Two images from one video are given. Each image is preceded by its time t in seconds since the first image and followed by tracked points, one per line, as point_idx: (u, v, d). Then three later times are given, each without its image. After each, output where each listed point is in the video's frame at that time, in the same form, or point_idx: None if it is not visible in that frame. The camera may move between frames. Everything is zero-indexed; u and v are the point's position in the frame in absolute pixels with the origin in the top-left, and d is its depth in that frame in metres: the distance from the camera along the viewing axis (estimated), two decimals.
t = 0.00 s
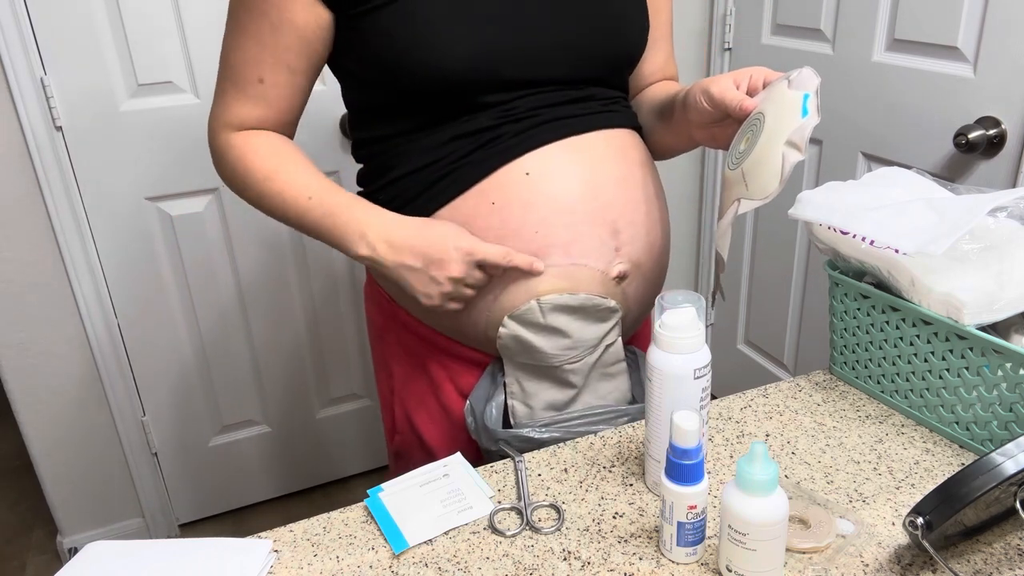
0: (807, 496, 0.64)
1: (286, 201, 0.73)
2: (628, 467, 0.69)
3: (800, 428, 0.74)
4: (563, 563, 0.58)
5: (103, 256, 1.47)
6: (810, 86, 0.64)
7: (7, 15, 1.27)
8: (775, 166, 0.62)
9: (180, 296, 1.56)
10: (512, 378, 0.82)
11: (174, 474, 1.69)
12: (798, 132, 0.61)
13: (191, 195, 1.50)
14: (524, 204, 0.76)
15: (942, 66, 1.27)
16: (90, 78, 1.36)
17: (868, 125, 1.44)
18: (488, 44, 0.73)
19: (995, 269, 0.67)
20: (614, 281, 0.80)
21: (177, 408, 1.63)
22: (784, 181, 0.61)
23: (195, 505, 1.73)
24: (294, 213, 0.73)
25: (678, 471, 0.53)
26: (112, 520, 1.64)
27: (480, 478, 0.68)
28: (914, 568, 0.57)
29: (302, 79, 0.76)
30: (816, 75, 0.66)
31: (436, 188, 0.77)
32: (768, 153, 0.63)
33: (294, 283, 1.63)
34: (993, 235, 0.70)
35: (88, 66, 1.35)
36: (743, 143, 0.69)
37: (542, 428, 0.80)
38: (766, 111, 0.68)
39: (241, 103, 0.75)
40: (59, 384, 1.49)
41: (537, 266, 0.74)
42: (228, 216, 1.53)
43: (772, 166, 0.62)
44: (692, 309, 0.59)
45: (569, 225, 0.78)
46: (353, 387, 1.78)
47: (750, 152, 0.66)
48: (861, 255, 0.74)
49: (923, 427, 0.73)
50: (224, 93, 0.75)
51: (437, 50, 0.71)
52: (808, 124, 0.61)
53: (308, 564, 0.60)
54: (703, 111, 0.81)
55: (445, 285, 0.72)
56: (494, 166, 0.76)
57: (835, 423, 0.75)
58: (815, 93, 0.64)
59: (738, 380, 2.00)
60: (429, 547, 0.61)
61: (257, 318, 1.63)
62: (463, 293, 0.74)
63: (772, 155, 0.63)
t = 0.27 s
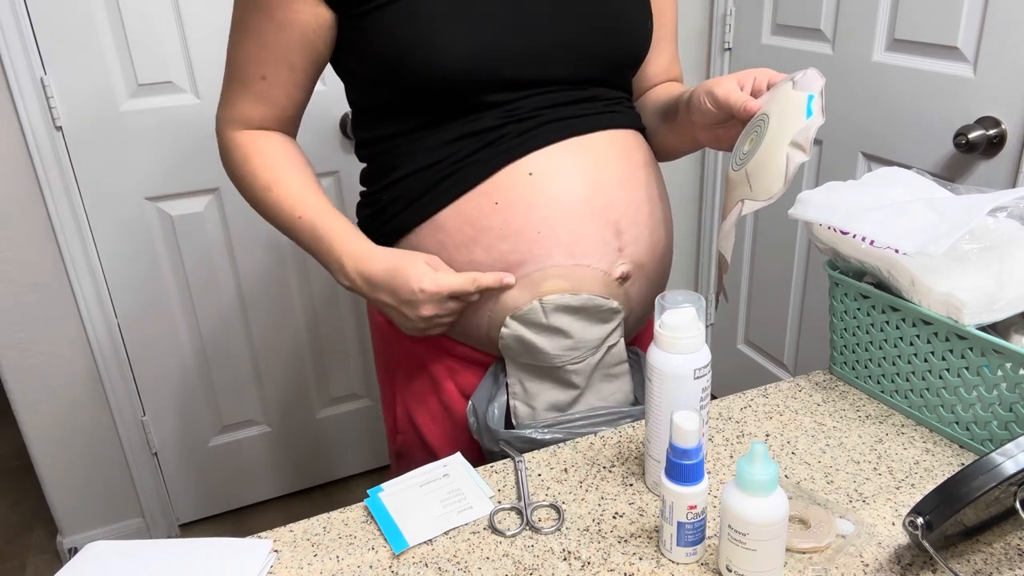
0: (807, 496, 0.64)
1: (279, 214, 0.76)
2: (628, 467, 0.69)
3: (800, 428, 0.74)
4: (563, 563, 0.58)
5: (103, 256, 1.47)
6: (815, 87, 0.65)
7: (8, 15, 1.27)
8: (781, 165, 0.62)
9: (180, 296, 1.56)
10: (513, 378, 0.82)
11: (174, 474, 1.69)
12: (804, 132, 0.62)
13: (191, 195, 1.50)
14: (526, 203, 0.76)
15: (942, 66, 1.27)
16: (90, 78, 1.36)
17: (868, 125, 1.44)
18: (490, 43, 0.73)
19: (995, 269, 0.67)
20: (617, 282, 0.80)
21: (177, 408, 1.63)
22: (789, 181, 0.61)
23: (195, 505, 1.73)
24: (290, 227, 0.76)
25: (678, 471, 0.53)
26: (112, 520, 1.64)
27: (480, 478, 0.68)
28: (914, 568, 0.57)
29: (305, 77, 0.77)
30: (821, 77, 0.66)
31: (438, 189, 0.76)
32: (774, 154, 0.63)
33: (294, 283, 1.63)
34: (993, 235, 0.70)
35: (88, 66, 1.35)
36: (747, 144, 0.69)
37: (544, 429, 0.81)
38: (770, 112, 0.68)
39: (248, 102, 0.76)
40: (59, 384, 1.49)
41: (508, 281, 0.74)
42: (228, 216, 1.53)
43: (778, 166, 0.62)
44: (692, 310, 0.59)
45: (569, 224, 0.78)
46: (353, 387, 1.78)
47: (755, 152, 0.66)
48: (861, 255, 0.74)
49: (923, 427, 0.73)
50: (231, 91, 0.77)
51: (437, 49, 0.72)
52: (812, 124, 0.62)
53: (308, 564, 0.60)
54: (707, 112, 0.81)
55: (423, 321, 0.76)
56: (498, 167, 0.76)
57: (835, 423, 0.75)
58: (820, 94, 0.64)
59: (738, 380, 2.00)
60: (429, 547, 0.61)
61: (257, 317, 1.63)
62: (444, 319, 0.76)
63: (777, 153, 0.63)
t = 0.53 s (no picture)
0: (807, 496, 0.64)
1: (281, 224, 0.77)
2: (628, 467, 0.69)
3: (800, 428, 0.74)
4: (563, 563, 0.58)
5: (103, 256, 1.47)
6: (817, 85, 0.64)
7: (8, 15, 1.27)
8: (781, 163, 0.62)
9: (180, 296, 1.56)
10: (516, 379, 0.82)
11: (174, 475, 1.69)
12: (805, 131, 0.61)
13: (191, 196, 1.50)
14: (527, 203, 0.76)
15: (942, 66, 1.27)
16: (91, 78, 1.36)
17: (868, 125, 1.44)
18: (492, 43, 0.73)
19: (995, 269, 0.67)
20: (620, 283, 0.80)
21: (177, 408, 1.63)
22: (790, 180, 0.61)
23: (195, 505, 1.73)
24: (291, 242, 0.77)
25: (678, 471, 0.53)
26: (112, 520, 1.64)
27: (480, 478, 0.68)
28: (914, 568, 0.57)
29: (309, 79, 0.77)
30: (824, 75, 0.66)
31: (441, 189, 0.76)
32: (774, 153, 0.63)
33: (295, 283, 1.64)
34: (993, 234, 0.70)
35: (88, 66, 1.35)
36: (749, 142, 0.69)
37: (545, 431, 0.80)
38: (772, 110, 0.67)
39: (254, 103, 0.77)
40: (59, 384, 1.49)
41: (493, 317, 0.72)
42: (228, 216, 1.53)
43: (778, 164, 0.62)
44: (693, 310, 0.58)
45: (570, 224, 0.78)
46: (353, 387, 1.78)
47: (756, 151, 0.66)
48: (862, 255, 0.74)
49: (923, 427, 0.73)
50: (237, 94, 0.77)
51: (439, 49, 0.72)
52: (813, 121, 0.61)
53: (308, 564, 0.60)
54: (710, 111, 0.81)
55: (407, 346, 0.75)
56: (500, 167, 0.76)
57: (835, 423, 0.75)
58: (821, 92, 0.64)
59: (738, 380, 2.01)
60: (429, 547, 0.61)
61: (257, 317, 1.63)
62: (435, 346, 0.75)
63: (777, 152, 0.63)
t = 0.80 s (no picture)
0: (807, 496, 0.64)
1: (287, 221, 0.77)
2: (628, 467, 0.69)
3: (800, 428, 0.74)
4: (563, 563, 0.58)
5: (103, 256, 1.47)
6: (815, 84, 0.64)
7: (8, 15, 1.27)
8: (780, 162, 0.62)
9: (180, 296, 1.56)
10: (517, 378, 0.81)
11: (174, 475, 1.69)
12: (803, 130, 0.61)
13: (191, 196, 1.50)
14: (529, 203, 0.76)
15: (941, 66, 1.27)
16: (91, 78, 1.36)
17: (868, 125, 1.44)
18: (494, 44, 0.73)
19: (995, 269, 0.67)
20: (621, 284, 0.80)
21: (177, 408, 1.63)
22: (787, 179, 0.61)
23: (195, 505, 1.73)
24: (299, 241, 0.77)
25: (678, 471, 0.53)
26: (112, 520, 1.64)
27: (480, 478, 0.68)
28: (914, 568, 0.57)
29: (313, 79, 0.77)
30: (823, 75, 0.65)
31: (443, 189, 0.76)
32: (773, 152, 0.63)
33: (295, 283, 1.64)
34: (993, 234, 0.70)
35: (89, 67, 1.35)
36: (748, 142, 0.70)
37: (544, 429, 0.80)
38: (772, 110, 0.67)
39: (258, 103, 0.77)
40: (60, 384, 1.49)
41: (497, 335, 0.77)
42: (228, 216, 1.53)
43: (777, 163, 0.62)
44: (692, 310, 0.59)
45: (571, 223, 0.78)
46: (353, 387, 1.78)
47: (754, 151, 0.66)
48: (862, 255, 0.74)
49: (923, 427, 0.73)
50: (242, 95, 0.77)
51: (438, 50, 0.72)
52: (812, 122, 0.61)
53: (308, 564, 0.60)
54: (710, 112, 0.81)
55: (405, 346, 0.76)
56: (502, 167, 0.76)
57: (835, 423, 0.75)
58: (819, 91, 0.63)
59: (738, 380, 2.00)
60: (429, 547, 0.61)
61: (257, 317, 1.63)
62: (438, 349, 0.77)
63: (776, 151, 0.63)
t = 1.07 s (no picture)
0: (807, 496, 0.64)
1: (288, 206, 0.77)
2: (628, 467, 0.69)
3: (800, 428, 0.74)
4: (563, 563, 0.58)
5: (103, 256, 1.47)
6: (817, 78, 0.64)
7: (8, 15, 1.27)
8: (782, 155, 0.61)
9: (180, 296, 1.56)
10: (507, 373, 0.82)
11: (174, 475, 1.69)
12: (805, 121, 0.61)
13: (191, 196, 1.50)
14: (528, 201, 0.76)
15: (941, 65, 1.26)
16: (91, 78, 1.36)
17: (868, 125, 1.44)
18: (495, 40, 0.73)
19: (995, 269, 0.67)
20: (615, 285, 0.80)
21: (177, 408, 1.64)
22: (789, 172, 0.61)
23: (195, 505, 1.73)
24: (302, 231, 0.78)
25: (678, 471, 0.53)
26: (112, 520, 1.64)
27: (480, 478, 0.68)
28: (914, 568, 0.57)
29: (315, 73, 0.77)
30: (825, 70, 0.65)
31: (442, 182, 0.77)
32: (775, 146, 0.63)
33: (295, 283, 1.64)
34: (993, 235, 0.69)
35: (89, 67, 1.35)
36: (750, 136, 0.69)
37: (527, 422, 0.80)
38: (773, 106, 0.67)
39: (261, 95, 0.77)
40: (60, 384, 1.49)
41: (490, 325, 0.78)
42: (228, 216, 1.53)
43: (779, 157, 0.62)
44: (692, 310, 0.59)
45: (570, 223, 0.78)
46: (353, 387, 1.78)
47: (756, 145, 0.66)
48: (861, 254, 0.74)
49: (923, 427, 0.73)
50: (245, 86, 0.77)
51: (440, 48, 0.72)
52: (814, 112, 0.61)
53: (308, 564, 0.60)
54: (711, 112, 0.81)
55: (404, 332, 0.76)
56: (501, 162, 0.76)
57: (835, 423, 0.75)
58: (822, 85, 0.63)
59: (738, 380, 2.00)
60: (429, 547, 0.61)
61: (257, 317, 1.63)
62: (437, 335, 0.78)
63: (778, 145, 0.62)
